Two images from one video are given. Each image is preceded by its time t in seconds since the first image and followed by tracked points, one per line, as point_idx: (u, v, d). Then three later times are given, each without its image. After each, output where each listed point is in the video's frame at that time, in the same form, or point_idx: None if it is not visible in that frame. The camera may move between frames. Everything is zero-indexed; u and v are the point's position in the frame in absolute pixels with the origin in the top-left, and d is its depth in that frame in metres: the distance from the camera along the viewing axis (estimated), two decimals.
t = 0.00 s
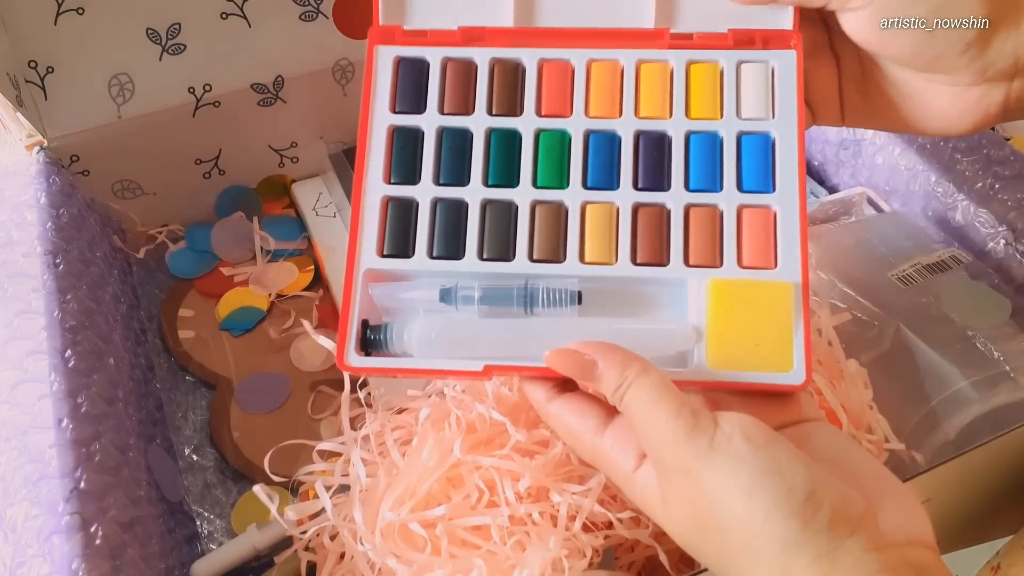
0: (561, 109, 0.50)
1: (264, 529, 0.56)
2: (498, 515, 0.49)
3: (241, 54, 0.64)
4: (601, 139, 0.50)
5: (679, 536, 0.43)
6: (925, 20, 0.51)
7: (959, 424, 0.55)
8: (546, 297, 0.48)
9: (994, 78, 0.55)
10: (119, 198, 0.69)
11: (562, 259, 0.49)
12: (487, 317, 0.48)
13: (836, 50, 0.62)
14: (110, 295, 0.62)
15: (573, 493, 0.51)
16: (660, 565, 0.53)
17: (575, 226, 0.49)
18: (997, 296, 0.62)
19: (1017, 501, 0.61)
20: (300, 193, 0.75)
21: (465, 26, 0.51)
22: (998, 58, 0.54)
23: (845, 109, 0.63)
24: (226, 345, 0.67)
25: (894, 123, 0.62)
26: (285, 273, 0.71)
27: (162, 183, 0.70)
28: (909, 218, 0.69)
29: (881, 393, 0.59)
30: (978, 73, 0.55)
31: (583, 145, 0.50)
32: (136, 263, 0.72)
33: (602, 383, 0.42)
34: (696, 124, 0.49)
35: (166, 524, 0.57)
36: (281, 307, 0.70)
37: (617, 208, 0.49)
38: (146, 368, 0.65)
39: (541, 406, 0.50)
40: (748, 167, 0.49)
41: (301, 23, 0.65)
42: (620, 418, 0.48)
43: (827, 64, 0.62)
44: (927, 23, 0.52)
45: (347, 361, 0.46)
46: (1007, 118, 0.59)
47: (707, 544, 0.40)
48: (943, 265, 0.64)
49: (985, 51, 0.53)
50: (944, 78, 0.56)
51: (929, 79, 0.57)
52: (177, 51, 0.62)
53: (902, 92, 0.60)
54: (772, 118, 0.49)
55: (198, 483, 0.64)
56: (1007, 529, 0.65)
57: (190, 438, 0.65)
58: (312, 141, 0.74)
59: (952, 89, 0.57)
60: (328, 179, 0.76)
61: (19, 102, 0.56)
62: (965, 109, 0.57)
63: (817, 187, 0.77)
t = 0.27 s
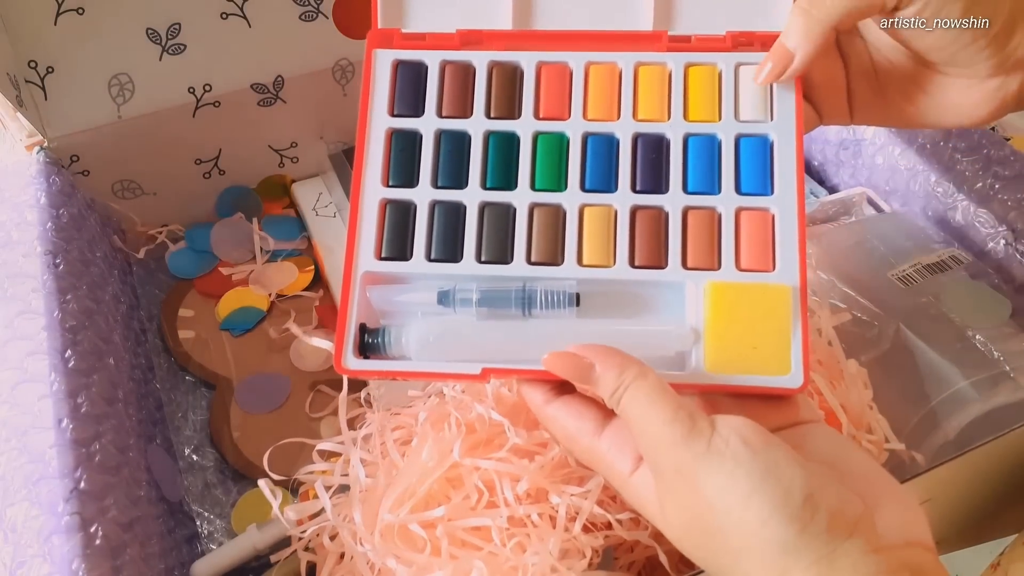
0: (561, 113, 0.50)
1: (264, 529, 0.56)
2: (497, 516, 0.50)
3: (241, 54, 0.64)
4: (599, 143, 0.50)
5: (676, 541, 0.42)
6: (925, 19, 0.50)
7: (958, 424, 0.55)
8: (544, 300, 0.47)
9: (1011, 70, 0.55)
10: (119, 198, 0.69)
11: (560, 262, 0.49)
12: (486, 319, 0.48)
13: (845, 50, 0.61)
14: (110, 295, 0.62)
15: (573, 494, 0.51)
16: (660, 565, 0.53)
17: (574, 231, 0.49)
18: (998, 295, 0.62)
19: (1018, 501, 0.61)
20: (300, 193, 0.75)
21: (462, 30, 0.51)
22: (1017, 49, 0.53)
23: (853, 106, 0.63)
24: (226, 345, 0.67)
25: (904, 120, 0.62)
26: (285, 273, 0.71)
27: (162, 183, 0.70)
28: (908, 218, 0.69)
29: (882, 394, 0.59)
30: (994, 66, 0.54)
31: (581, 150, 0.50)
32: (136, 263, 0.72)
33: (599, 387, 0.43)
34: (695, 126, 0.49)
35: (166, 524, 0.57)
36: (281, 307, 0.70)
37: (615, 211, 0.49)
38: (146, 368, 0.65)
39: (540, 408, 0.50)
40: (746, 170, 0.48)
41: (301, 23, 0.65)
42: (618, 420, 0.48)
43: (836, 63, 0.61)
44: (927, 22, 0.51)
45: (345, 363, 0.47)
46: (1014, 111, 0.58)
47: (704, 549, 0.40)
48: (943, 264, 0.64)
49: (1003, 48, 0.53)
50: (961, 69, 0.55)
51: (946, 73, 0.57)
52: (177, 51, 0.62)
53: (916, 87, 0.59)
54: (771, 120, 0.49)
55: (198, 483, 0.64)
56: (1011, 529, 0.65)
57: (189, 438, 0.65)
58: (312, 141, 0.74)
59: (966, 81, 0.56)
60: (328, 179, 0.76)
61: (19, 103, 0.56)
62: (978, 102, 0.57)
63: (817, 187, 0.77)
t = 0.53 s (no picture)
0: (566, 110, 0.50)
1: (264, 529, 0.56)
2: (497, 516, 0.49)
3: (241, 54, 0.64)
4: (604, 142, 0.50)
5: (675, 540, 0.42)
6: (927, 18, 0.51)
7: (958, 424, 0.55)
8: (547, 300, 0.48)
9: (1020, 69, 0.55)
10: (119, 198, 0.69)
11: (563, 262, 0.49)
12: (489, 318, 0.48)
13: (852, 50, 0.61)
14: (110, 295, 0.62)
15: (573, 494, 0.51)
16: (661, 565, 0.53)
17: (576, 233, 0.49)
18: (997, 295, 0.62)
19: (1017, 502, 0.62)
20: (300, 193, 0.75)
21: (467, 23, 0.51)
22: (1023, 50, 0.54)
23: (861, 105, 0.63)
24: (226, 345, 0.67)
25: (913, 119, 0.62)
26: (284, 273, 0.71)
27: (162, 183, 0.70)
28: (908, 218, 0.69)
29: (882, 394, 0.59)
30: (1005, 63, 0.54)
31: (586, 148, 0.50)
32: (136, 263, 0.72)
33: (599, 389, 0.42)
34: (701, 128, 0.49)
35: (166, 524, 0.57)
36: (281, 307, 0.70)
37: (620, 213, 0.49)
38: (146, 368, 0.66)
39: (540, 408, 0.50)
40: (753, 172, 0.48)
41: (301, 23, 0.65)
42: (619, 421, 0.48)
43: (843, 63, 0.61)
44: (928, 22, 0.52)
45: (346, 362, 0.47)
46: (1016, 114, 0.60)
47: (704, 548, 0.40)
48: (942, 265, 0.64)
49: (1010, 48, 0.53)
50: (971, 67, 0.55)
51: (953, 71, 0.57)
52: (177, 51, 0.62)
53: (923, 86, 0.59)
54: (778, 121, 0.49)
55: (198, 483, 0.64)
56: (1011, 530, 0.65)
57: (190, 438, 0.65)
58: (312, 141, 0.74)
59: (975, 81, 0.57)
60: (328, 179, 0.76)
61: (19, 103, 0.56)
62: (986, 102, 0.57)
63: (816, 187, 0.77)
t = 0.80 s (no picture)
0: (568, 106, 0.51)
1: (264, 529, 0.56)
2: (497, 516, 0.50)
3: (241, 54, 0.64)
4: (608, 137, 0.50)
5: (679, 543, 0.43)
6: (924, 20, 0.50)
7: (959, 424, 0.55)
8: (549, 291, 0.47)
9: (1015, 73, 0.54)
10: (119, 198, 0.69)
11: (566, 252, 0.48)
12: (488, 309, 0.48)
13: (850, 58, 0.61)
14: (110, 295, 0.62)
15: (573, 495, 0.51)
16: (660, 566, 0.53)
17: (580, 224, 0.48)
18: (997, 295, 0.62)
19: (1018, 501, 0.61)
20: (300, 193, 0.75)
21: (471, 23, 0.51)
22: (1018, 55, 0.53)
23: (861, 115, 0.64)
24: (226, 345, 0.67)
25: (914, 126, 0.62)
26: (284, 273, 0.71)
27: (162, 183, 0.70)
28: (909, 217, 0.69)
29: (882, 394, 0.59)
30: (998, 69, 0.54)
31: (589, 142, 0.50)
32: (136, 263, 0.72)
33: (604, 380, 0.41)
34: (703, 124, 0.50)
35: (166, 524, 0.57)
36: (281, 307, 0.70)
37: (622, 205, 0.49)
38: (146, 368, 0.66)
39: (544, 403, 0.49)
40: (755, 167, 0.49)
41: (301, 23, 0.65)
42: (625, 425, 0.48)
43: (842, 71, 0.62)
44: (927, 23, 0.50)
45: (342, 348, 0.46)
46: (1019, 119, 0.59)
47: (710, 552, 0.40)
48: (942, 265, 0.64)
49: (1000, 53, 0.53)
50: (965, 72, 0.55)
51: (949, 77, 0.56)
52: (177, 51, 0.62)
53: (921, 94, 0.59)
54: (780, 118, 0.49)
55: (198, 483, 0.64)
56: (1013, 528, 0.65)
57: (190, 438, 0.65)
58: (312, 141, 0.74)
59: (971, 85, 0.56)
60: (328, 179, 0.76)
61: (19, 103, 0.56)
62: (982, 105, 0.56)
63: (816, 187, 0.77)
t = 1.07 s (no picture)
0: (567, 113, 0.51)
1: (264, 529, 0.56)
2: (497, 516, 0.50)
3: (241, 54, 0.64)
4: (606, 142, 0.50)
5: (684, 543, 0.43)
6: (925, 20, 0.49)
7: (959, 424, 0.55)
8: (549, 293, 0.47)
9: (1005, 77, 0.54)
10: (119, 198, 0.69)
11: (566, 253, 0.48)
12: (490, 311, 0.47)
13: (844, 63, 0.62)
14: (110, 295, 0.62)
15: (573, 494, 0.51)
16: (660, 565, 0.53)
17: (577, 222, 0.49)
18: (997, 295, 0.62)
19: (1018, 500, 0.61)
20: (300, 193, 0.75)
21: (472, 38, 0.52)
22: (1008, 58, 0.53)
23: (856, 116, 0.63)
24: (226, 345, 0.67)
25: (908, 127, 0.62)
26: (284, 273, 0.71)
27: (162, 183, 0.70)
28: (909, 217, 0.69)
29: (881, 394, 0.59)
30: (988, 72, 0.54)
31: (587, 148, 0.50)
32: (136, 263, 0.72)
33: (607, 378, 0.41)
34: (700, 125, 0.50)
35: (166, 524, 0.57)
36: (281, 307, 0.70)
37: (620, 206, 0.49)
38: (146, 368, 0.65)
39: (548, 403, 0.49)
40: (752, 166, 0.49)
41: (301, 23, 0.65)
42: (630, 425, 0.48)
43: (835, 75, 0.62)
44: (927, 23, 0.50)
45: (344, 352, 0.45)
46: (1012, 121, 0.59)
47: (717, 551, 0.41)
48: (942, 265, 0.64)
49: (990, 56, 0.53)
50: (957, 76, 0.54)
51: (941, 82, 0.56)
52: (177, 51, 0.62)
53: (915, 96, 0.59)
54: (779, 117, 0.49)
55: (198, 483, 0.64)
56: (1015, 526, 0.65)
57: (190, 438, 0.65)
58: (312, 141, 0.74)
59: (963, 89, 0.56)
60: (328, 179, 0.76)
61: (19, 103, 0.56)
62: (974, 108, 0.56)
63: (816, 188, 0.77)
